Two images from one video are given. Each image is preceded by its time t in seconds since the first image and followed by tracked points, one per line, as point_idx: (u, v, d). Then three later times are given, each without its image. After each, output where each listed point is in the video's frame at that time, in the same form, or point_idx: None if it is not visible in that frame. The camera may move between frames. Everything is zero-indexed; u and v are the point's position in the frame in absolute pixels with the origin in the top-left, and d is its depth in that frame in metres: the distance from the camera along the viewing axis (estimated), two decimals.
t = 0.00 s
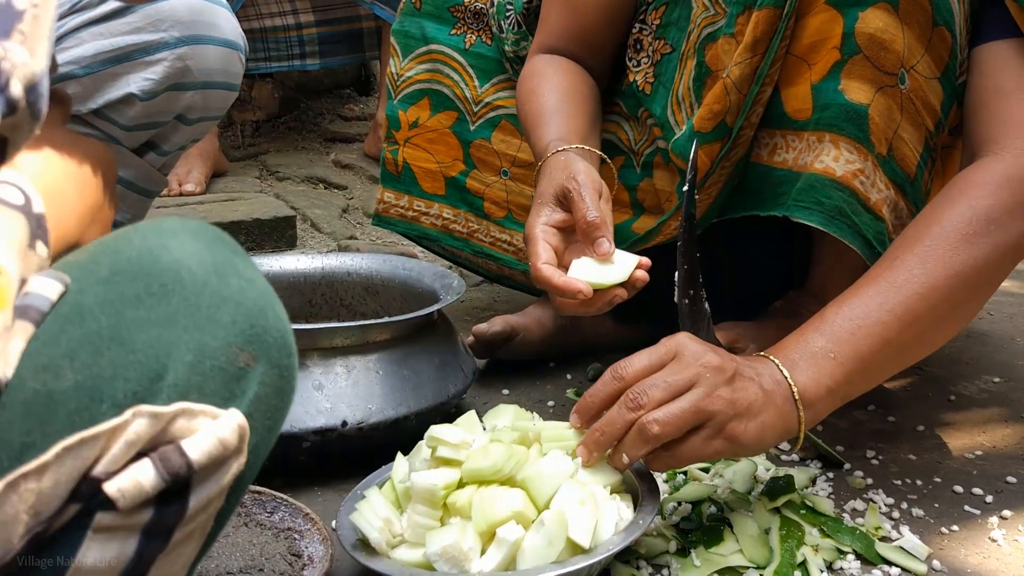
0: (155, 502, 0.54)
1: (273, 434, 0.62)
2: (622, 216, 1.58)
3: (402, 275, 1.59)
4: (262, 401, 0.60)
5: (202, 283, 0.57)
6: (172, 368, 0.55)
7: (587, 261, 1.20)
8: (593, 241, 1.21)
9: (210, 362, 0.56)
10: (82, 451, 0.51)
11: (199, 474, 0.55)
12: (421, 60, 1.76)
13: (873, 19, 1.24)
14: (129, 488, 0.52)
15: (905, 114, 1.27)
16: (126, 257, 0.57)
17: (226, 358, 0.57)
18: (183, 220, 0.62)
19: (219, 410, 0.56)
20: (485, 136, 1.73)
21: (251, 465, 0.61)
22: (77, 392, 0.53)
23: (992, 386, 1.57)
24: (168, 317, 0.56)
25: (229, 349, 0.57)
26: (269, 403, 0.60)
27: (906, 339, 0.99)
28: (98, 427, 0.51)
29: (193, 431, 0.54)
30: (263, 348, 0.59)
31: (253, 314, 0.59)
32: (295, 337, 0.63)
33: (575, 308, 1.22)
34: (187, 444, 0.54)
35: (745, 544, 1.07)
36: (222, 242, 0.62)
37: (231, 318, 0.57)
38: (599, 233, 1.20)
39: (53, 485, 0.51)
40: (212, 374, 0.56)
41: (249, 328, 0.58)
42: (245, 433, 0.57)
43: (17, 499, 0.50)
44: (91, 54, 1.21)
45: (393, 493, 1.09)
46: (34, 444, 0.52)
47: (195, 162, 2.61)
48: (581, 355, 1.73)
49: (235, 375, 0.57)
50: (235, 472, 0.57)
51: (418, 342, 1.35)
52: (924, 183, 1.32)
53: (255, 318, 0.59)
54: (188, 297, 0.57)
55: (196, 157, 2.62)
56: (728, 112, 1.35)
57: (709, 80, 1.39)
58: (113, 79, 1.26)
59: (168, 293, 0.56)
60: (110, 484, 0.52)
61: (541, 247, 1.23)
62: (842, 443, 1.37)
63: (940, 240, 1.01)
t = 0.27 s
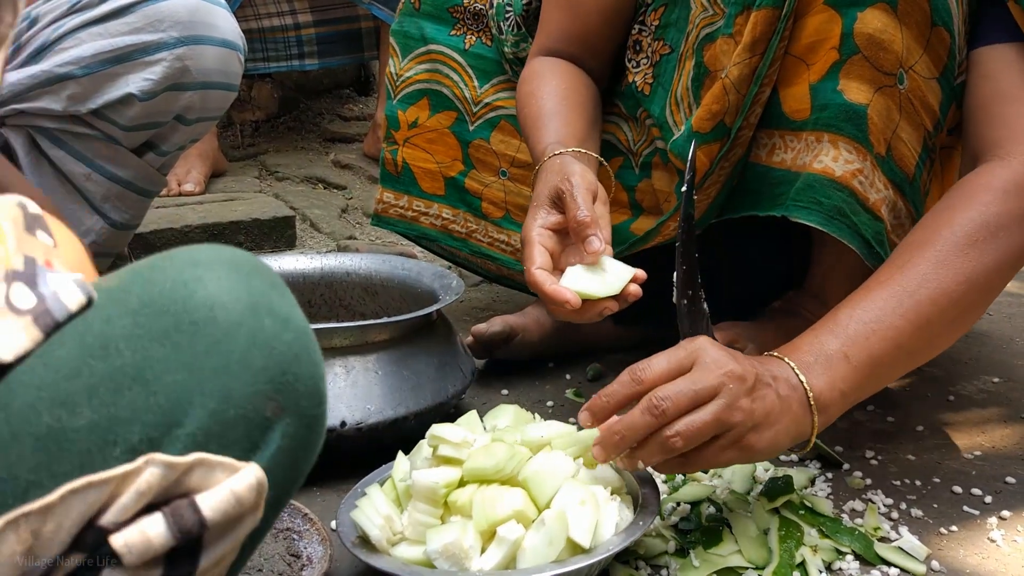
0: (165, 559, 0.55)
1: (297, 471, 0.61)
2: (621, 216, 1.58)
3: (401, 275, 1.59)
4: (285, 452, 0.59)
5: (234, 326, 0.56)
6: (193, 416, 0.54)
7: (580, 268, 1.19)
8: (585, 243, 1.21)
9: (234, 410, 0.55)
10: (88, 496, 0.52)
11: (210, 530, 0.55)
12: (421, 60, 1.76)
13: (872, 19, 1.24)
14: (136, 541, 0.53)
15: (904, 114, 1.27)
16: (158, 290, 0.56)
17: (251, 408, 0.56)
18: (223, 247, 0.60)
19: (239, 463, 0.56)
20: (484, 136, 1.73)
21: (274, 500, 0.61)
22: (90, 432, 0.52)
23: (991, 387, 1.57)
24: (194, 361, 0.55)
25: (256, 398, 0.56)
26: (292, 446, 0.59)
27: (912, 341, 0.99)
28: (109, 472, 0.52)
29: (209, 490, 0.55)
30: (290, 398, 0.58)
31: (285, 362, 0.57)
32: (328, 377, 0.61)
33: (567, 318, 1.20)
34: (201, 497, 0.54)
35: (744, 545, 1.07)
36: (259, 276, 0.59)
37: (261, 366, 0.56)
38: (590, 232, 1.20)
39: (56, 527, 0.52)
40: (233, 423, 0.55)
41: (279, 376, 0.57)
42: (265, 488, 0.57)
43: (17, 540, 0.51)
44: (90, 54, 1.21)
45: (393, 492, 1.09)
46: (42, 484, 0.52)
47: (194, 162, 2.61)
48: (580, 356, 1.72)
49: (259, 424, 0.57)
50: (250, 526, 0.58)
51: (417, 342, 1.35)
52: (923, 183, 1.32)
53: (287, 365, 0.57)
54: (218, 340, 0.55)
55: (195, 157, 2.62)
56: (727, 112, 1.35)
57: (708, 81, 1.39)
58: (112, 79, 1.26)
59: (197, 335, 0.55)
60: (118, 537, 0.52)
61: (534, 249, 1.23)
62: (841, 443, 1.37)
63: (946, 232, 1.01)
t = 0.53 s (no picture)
0: (104, 512, 0.50)
1: (242, 440, 0.58)
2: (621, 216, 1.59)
3: (403, 276, 1.60)
4: (224, 405, 0.55)
5: (159, 282, 0.54)
6: (118, 371, 0.51)
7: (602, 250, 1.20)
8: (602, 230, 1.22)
9: (162, 364, 0.52)
10: (19, 454, 0.48)
11: (150, 481, 0.50)
12: (422, 61, 1.76)
13: (872, 20, 1.24)
14: (71, 496, 0.48)
15: (905, 115, 1.27)
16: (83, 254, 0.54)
17: (180, 360, 0.53)
18: (154, 214, 0.59)
19: (172, 414, 0.51)
20: (485, 137, 1.73)
21: (215, 474, 0.57)
22: (13, 394, 0.51)
23: (991, 387, 1.58)
24: (118, 318, 0.52)
25: (185, 351, 0.53)
26: (235, 407, 0.56)
27: (925, 339, 0.99)
28: (36, 430, 0.48)
29: (138, 441, 0.50)
30: (224, 350, 0.55)
31: (216, 315, 0.55)
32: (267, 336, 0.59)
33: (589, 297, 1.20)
34: (134, 451, 0.49)
35: (745, 545, 1.07)
36: (190, 240, 0.58)
37: (189, 319, 0.54)
38: (606, 221, 1.22)
39: None
40: (162, 375, 0.52)
41: (210, 329, 0.54)
42: (200, 439, 0.52)
43: None
44: (93, 57, 1.22)
45: (395, 492, 1.09)
46: None
47: (196, 163, 2.61)
48: (580, 356, 1.73)
49: (190, 377, 0.53)
50: (192, 479, 0.53)
51: (418, 343, 1.36)
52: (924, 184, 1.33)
53: (218, 319, 0.55)
54: (142, 297, 0.53)
55: (196, 159, 2.62)
56: (728, 114, 1.35)
57: (708, 82, 1.39)
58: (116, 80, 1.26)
59: (121, 292, 0.53)
60: (52, 492, 0.48)
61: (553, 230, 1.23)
62: (842, 443, 1.37)
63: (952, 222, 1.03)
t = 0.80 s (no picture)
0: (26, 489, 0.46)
1: (177, 415, 0.54)
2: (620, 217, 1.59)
3: (402, 276, 1.59)
4: (145, 378, 0.52)
5: (61, 252, 0.52)
6: (17, 347, 0.50)
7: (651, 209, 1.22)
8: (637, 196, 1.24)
9: (65, 338, 0.50)
10: None
11: (62, 461, 0.47)
12: (421, 61, 1.76)
13: (880, 17, 1.24)
14: None
15: (909, 112, 1.28)
16: None
17: (85, 333, 0.50)
18: (74, 185, 0.56)
19: (80, 389, 0.48)
20: (484, 138, 1.72)
21: (144, 453, 0.54)
22: None
23: (992, 388, 1.57)
24: (20, 291, 0.51)
25: (88, 323, 0.50)
26: (157, 379, 0.52)
27: (829, 278, 1.18)
28: None
29: (49, 414, 0.47)
30: (134, 319, 0.51)
31: (122, 284, 0.51)
32: (196, 308, 0.55)
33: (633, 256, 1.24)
34: (39, 429, 0.46)
35: (744, 547, 1.07)
36: (109, 208, 0.55)
37: (95, 288, 0.51)
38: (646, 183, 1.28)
39: None
40: (67, 350, 0.50)
41: (116, 299, 0.51)
42: (113, 417, 0.48)
43: None
44: (91, 56, 1.22)
45: (394, 493, 1.09)
46: None
47: (195, 164, 2.61)
48: (580, 357, 1.72)
49: (99, 350, 0.50)
50: (113, 457, 0.49)
51: (418, 344, 1.35)
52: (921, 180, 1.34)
53: (126, 288, 0.51)
54: (43, 266, 0.51)
55: (195, 160, 2.62)
56: (732, 112, 1.34)
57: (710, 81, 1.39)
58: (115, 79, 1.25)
59: (22, 264, 0.52)
60: None
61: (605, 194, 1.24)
62: (842, 444, 1.37)
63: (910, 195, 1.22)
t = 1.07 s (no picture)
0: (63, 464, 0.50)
1: (203, 404, 0.59)
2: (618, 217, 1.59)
3: (403, 277, 1.59)
4: (182, 363, 0.57)
5: (109, 245, 0.56)
6: (69, 329, 0.53)
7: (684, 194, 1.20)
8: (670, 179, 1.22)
9: (113, 323, 0.54)
10: None
11: (106, 435, 0.51)
12: (422, 61, 1.75)
13: (879, 18, 1.24)
14: (27, 450, 0.48)
15: (902, 112, 1.28)
16: (38, 221, 0.57)
17: (132, 319, 0.54)
18: (109, 190, 0.62)
19: (124, 369, 0.52)
20: (484, 138, 1.72)
21: (176, 437, 0.58)
22: None
23: (994, 389, 1.57)
24: (69, 277, 0.55)
25: (135, 310, 0.55)
26: (190, 366, 0.57)
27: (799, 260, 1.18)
28: None
29: (92, 392, 0.50)
30: (176, 309, 0.56)
31: (166, 277, 0.57)
32: (223, 303, 0.61)
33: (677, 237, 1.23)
34: (87, 404, 0.50)
35: (746, 548, 1.06)
36: (147, 211, 0.61)
37: (139, 279, 0.56)
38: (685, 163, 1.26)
39: None
40: (116, 335, 0.54)
41: (159, 290, 0.56)
42: (154, 397, 0.53)
43: None
44: (93, 56, 1.21)
45: (395, 495, 1.09)
46: None
47: (196, 165, 2.61)
48: (581, 358, 1.72)
49: (143, 335, 0.55)
50: (150, 436, 0.53)
51: (418, 345, 1.35)
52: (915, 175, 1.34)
53: (168, 280, 0.57)
54: (92, 254, 0.55)
55: (196, 160, 2.62)
56: (734, 113, 1.34)
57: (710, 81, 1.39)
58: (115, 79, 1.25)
59: (70, 253, 0.55)
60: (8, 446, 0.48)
61: (640, 170, 1.22)
62: (844, 446, 1.36)
63: (882, 186, 1.23)
